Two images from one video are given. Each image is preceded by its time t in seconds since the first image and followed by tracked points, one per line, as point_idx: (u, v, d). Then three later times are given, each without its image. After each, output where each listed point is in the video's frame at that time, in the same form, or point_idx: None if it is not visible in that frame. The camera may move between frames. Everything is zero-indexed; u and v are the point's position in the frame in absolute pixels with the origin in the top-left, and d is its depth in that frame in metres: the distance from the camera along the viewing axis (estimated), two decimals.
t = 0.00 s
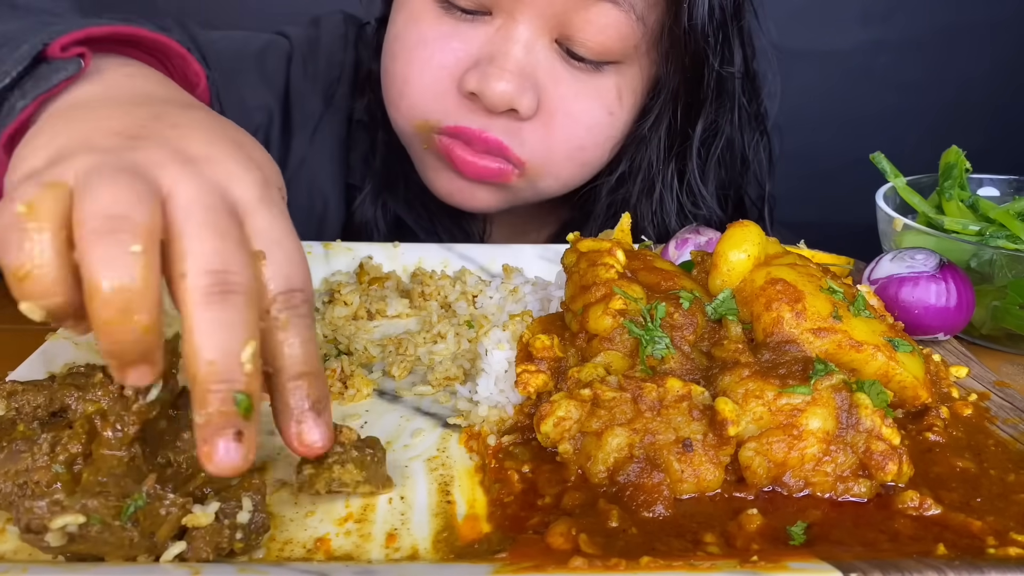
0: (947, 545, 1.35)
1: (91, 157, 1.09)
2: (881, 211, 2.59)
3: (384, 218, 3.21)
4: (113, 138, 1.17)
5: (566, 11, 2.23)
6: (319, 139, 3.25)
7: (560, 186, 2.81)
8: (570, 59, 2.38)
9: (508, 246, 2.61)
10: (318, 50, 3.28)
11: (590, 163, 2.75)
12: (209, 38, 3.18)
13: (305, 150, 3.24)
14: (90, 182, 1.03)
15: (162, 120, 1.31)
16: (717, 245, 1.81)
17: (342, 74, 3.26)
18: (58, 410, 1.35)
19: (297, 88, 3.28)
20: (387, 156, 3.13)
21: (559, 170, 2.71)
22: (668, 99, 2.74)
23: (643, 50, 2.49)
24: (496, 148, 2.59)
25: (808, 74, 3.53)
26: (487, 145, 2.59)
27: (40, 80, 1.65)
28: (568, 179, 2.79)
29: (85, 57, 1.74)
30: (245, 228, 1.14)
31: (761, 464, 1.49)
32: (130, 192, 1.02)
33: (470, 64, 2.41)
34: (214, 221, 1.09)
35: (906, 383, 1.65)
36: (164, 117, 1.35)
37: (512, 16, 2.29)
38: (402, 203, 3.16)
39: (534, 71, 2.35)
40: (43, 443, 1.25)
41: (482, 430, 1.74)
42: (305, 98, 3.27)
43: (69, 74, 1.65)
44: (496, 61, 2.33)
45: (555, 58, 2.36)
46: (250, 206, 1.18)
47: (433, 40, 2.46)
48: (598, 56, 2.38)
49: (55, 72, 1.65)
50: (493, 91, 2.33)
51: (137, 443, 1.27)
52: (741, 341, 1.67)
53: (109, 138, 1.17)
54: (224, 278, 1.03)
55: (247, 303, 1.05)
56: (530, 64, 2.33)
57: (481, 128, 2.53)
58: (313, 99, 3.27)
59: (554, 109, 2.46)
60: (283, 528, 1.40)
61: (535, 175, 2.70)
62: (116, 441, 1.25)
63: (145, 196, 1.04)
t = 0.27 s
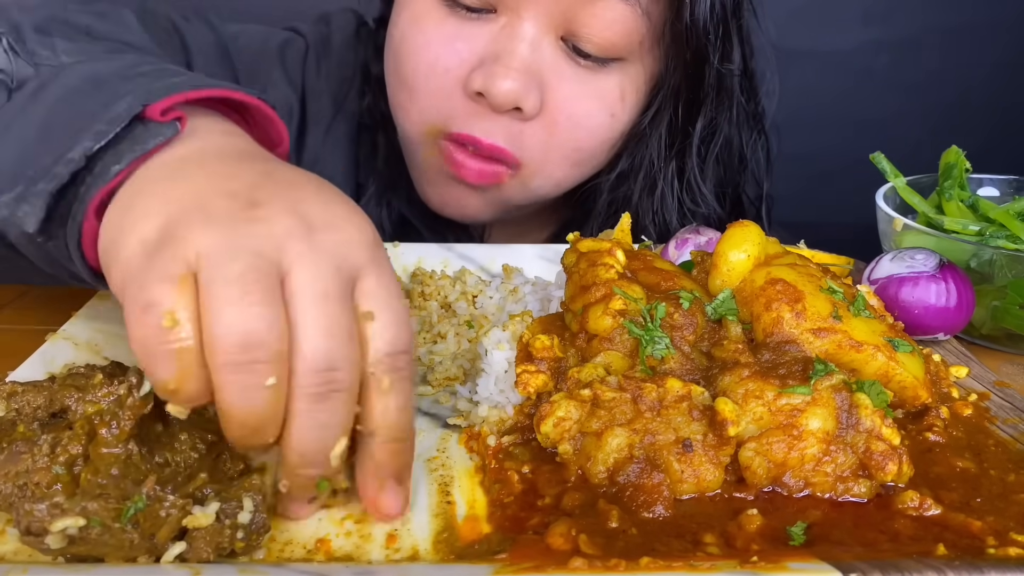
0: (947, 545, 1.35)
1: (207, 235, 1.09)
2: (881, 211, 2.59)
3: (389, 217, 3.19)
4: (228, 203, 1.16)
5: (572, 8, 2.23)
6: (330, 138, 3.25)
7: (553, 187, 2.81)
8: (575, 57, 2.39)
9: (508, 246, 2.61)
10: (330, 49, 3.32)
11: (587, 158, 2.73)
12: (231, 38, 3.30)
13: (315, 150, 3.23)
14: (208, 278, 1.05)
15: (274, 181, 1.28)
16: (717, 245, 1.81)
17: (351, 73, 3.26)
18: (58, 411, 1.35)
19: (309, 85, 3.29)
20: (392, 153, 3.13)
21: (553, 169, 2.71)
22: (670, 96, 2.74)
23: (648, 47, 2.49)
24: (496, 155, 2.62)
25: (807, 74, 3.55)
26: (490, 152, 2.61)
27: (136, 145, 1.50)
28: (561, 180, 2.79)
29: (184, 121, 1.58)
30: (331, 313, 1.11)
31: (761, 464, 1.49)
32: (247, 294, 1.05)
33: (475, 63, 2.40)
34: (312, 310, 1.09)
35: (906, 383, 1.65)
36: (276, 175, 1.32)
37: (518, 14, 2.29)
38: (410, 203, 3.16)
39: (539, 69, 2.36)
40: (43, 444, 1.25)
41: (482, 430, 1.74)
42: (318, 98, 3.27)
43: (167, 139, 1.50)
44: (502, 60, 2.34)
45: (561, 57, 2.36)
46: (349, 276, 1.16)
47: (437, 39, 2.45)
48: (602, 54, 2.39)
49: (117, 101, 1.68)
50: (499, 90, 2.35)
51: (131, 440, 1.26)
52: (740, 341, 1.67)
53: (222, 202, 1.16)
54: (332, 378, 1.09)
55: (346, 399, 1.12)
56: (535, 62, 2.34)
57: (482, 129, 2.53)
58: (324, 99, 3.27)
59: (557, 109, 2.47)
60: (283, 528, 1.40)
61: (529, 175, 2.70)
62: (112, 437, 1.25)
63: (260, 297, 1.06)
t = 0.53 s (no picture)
0: (947, 545, 1.35)
1: (171, 237, 1.18)
2: (881, 211, 2.60)
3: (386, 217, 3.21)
4: (167, 193, 1.20)
5: None
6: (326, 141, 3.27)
7: (564, 182, 2.77)
8: (586, 47, 2.38)
9: (507, 247, 2.62)
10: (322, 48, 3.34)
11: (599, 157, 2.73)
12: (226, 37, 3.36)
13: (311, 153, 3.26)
14: (194, 269, 1.16)
15: (197, 137, 1.27)
16: (717, 246, 1.81)
17: (346, 75, 3.29)
18: (58, 410, 1.35)
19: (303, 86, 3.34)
20: (393, 152, 3.18)
21: (565, 164, 2.68)
22: (680, 88, 2.73)
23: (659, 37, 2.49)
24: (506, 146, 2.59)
25: (810, 71, 3.56)
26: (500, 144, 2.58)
27: (87, 106, 1.54)
28: (573, 175, 2.76)
29: (124, 74, 1.61)
30: (301, 246, 1.16)
31: (761, 464, 1.49)
32: (224, 269, 1.14)
33: (486, 52, 2.37)
34: (284, 247, 1.15)
35: (906, 383, 1.65)
36: (198, 125, 1.31)
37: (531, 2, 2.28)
38: (409, 202, 3.17)
39: (551, 58, 2.33)
40: (43, 443, 1.25)
41: (482, 430, 1.74)
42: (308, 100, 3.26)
43: (113, 94, 1.55)
44: (515, 46, 2.30)
45: (572, 47, 2.35)
46: (303, 201, 1.20)
47: (448, 27, 2.43)
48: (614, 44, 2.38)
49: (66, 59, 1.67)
50: (510, 78, 2.30)
51: (132, 440, 1.25)
52: (740, 341, 1.68)
53: (160, 194, 1.20)
54: (327, 300, 1.18)
55: (350, 309, 1.22)
56: (548, 51, 2.32)
57: (492, 118, 2.49)
58: (315, 101, 3.25)
59: (568, 99, 2.44)
60: (283, 528, 1.40)
61: (542, 168, 2.67)
62: (112, 436, 1.23)
63: (236, 271, 1.15)
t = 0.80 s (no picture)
0: (947, 545, 1.35)
1: (168, 255, 1.48)
2: (881, 211, 2.60)
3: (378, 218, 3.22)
4: (134, 232, 1.49)
5: None
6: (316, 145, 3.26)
7: (565, 168, 2.73)
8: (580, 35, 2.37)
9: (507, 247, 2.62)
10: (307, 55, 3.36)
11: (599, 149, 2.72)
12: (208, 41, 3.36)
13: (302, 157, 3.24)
14: (187, 279, 1.49)
15: (129, 170, 1.49)
16: (717, 245, 1.81)
17: (329, 80, 3.32)
18: (58, 410, 1.35)
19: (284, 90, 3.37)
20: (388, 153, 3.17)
21: (565, 151, 2.64)
22: (675, 81, 2.73)
23: (653, 29, 2.50)
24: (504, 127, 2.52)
25: (809, 71, 3.56)
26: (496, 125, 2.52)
27: (46, 139, 1.71)
28: (574, 161, 2.72)
29: (73, 100, 1.75)
30: (247, 223, 1.41)
31: (761, 464, 1.49)
32: (217, 264, 1.47)
33: (480, 39, 2.37)
34: (235, 228, 1.41)
35: (906, 383, 1.65)
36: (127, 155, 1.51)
37: None
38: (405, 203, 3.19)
39: (544, 46, 2.32)
40: (43, 443, 1.24)
41: (482, 430, 1.74)
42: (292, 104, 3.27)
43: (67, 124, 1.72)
44: (508, 34, 2.30)
45: (567, 34, 2.34)
46: (236, 182, 1.42)
47: (442, 15, 2.44)
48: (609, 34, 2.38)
49: (34, 91, 1.79)
50: (503, 64, 2.28)
51: (132, 440, 1.25)
52: (740, 341, 1.68)
53: (130, 234, 1.49)
54: (299, 254, 1.45)
55: (326, 252, 1.49)
56: (541, 39, 2.31)
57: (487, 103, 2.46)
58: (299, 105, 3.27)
59: (563, 85, 2.42)
60: (283, 528, 1.40)
61: (542, 152, 2.61)
62: (112, 436, 1.23)
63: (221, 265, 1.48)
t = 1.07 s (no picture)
0: (947, 545, 1.35)
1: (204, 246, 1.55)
2: (881, 211, 2.60)
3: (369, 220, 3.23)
4: (175, 220, 1.56)
5: None
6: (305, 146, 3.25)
7: (549, 173, 2.71)
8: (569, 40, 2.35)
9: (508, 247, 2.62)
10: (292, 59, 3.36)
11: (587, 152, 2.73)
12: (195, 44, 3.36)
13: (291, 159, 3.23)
14: (227, 262, 1.55)
15: (164, 164, 1.55)
16: (717, 246, 1.81)
17: (317, 82, 3.32)
18: (58, 410, 1.35)
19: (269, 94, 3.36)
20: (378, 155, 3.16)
21: (550, 156, 2.62)
22: (666, 83, 2.73)
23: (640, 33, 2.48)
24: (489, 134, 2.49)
25: (807, 71, 3.57)
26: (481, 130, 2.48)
27: (83, 140, 1.72)
28: (557, 165, 2.70)
29: (105, 100, 1.75)
30: (285, 216, 1.48)
31: (761, 464, 1.49)
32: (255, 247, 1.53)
33: (468, 42, 2.34)
34: (282, 217, 1.49)
35: (906, 383, 1.66)
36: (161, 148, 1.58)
37: None
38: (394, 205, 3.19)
39: (532, 50, 2.30)
40: (43, 443, 1.24)
41: (482, 430, 1.74)
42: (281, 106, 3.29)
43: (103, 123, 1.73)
44: (496, 37, 2.27)
45: (555, 37, 2.32)
46: (265, 172, 1.49)
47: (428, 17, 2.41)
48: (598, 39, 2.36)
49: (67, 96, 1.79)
50: (490, 68, 2.25)
51: (132, 440, 1.25)
52: (740, 341, 1.67)
53: (168, 223, 1.56)
54: (333, 238, 1.52)
55: (355, 236, 1.55)
56: (529, 42, 2.29)
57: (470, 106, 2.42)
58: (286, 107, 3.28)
59: (552, 88, 2.40)
60: (283, 528, 1.40)
61: (524, 158, 2.59)
62: (112, 437, 1.23)
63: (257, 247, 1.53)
